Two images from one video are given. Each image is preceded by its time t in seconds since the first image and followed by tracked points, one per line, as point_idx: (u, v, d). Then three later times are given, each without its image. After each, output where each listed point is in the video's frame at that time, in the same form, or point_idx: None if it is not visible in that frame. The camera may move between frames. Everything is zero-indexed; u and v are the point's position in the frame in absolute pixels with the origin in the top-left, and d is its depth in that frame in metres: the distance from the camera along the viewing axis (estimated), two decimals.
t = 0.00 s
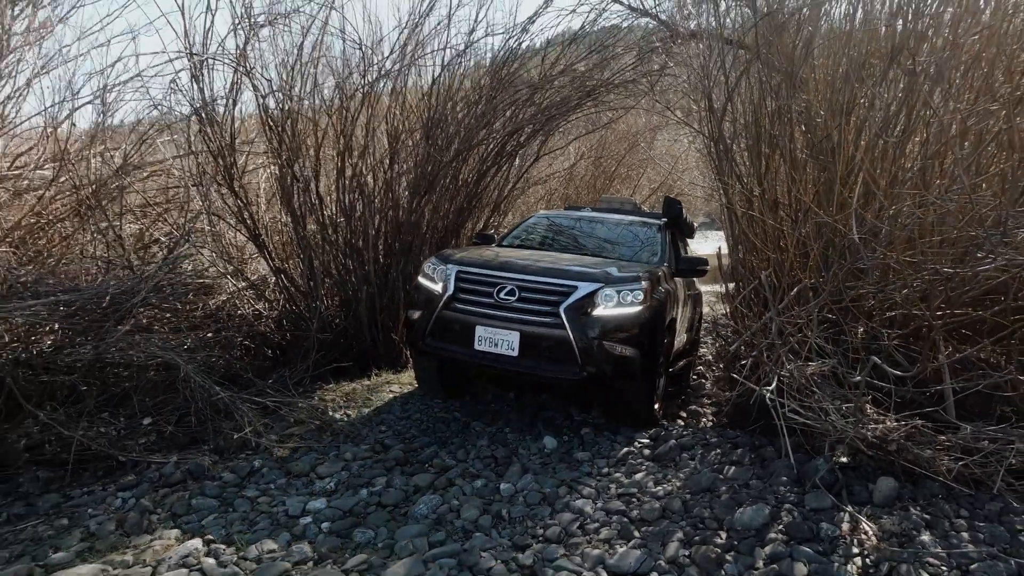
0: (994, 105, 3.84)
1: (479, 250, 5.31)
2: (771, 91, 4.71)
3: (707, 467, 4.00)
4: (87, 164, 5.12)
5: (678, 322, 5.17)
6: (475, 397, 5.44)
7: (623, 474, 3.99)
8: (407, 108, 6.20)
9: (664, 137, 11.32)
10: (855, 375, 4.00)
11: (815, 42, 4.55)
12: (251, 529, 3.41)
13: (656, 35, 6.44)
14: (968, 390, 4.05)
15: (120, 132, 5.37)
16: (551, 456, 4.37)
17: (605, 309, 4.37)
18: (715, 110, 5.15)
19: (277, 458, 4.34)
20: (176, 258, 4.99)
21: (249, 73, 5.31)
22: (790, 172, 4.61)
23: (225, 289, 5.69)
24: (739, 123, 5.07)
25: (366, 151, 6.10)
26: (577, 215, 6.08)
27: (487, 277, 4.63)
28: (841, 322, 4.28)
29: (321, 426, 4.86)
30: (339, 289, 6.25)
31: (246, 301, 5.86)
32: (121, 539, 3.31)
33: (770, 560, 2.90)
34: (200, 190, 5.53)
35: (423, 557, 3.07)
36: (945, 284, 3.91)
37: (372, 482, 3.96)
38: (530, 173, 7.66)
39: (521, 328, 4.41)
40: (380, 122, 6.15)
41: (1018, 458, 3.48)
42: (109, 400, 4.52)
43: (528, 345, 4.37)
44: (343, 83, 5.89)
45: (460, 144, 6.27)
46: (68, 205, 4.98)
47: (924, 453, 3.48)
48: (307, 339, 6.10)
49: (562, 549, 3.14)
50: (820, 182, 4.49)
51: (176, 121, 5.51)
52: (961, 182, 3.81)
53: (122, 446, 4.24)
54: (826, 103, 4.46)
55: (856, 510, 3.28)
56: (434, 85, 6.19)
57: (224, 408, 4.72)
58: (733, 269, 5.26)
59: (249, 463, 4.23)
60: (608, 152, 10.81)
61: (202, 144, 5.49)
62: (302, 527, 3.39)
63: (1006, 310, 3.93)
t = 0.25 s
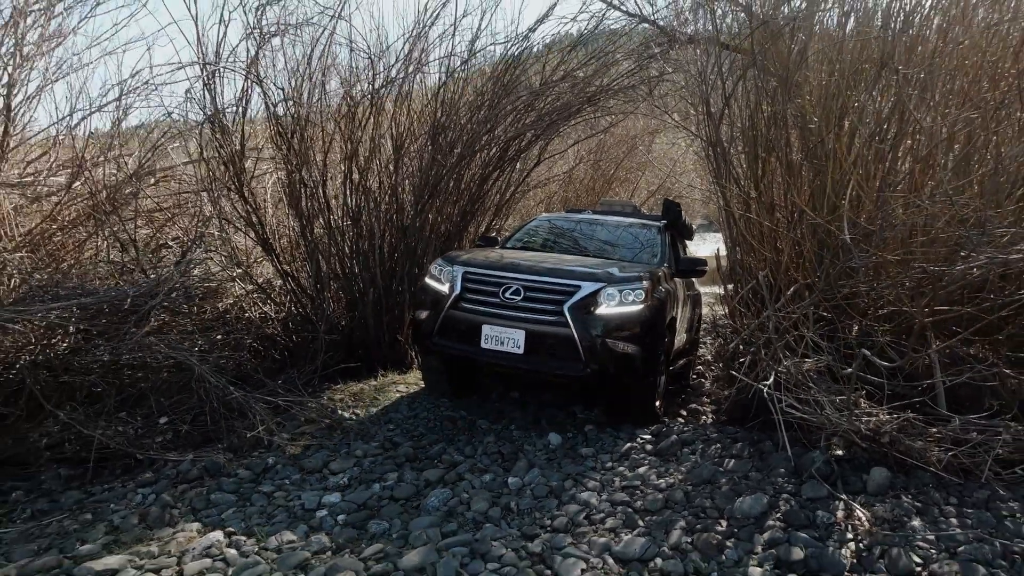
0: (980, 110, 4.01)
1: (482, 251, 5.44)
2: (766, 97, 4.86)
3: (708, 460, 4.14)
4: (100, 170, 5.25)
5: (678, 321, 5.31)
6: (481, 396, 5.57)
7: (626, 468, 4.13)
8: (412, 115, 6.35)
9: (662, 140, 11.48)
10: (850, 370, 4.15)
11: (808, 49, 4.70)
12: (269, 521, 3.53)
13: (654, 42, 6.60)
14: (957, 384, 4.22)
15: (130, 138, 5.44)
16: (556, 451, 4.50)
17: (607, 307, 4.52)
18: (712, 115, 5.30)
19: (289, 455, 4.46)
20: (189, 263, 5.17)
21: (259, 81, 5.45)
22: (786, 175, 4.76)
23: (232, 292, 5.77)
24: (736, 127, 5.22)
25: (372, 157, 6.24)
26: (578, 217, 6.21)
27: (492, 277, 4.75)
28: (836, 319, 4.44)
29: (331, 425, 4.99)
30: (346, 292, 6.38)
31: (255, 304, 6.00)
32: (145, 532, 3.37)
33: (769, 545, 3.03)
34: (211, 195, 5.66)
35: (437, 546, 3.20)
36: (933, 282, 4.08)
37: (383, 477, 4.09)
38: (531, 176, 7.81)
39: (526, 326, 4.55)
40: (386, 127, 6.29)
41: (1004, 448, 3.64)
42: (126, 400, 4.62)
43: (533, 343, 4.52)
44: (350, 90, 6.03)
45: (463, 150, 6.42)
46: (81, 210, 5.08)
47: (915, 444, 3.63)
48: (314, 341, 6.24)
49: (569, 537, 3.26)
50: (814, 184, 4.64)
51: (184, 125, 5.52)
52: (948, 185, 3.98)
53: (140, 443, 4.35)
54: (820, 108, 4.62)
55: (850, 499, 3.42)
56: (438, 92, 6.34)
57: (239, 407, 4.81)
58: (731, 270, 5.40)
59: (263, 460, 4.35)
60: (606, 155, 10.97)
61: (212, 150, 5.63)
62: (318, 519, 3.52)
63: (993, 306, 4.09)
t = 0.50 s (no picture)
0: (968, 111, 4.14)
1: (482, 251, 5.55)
2: (762, 99, 4.98)
3: (706, 454, 4.25)
4: (109, 173, 5.35)
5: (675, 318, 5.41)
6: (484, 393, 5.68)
7: (627, 461, 4.24)
8: (414, 117, 6.46)
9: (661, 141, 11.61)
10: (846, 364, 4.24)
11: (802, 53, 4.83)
12: (280, 513, 3.61)
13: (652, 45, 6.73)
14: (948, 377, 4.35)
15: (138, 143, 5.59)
16: (558, 446, 4.61)
17: (606, 303, 4.62)
18: (709, 117, 5.42)
19: (297, 451, 4.56)
20: (198, 262, 5.22)
21: (266, 86, 5.57)
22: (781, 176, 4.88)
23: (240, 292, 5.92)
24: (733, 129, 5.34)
25: (376, 159, 6.35)
26: (578, 217, 6.32)
27: (493, 274, 4.88)
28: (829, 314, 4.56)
29: (338, 422, 5.10)
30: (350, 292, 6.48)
31: (261, 304, 6.10)
32: (160, 525, 3.43)
33: (765, 532, 3.14)
34: (217, 197, 5.77)
35: (444, 535, 3.30)
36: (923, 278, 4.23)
37: (390, 472, 4.19)
38: (531, 178, 7.93)
39: (526, 321, 4.64)
40: (389, 130, 6.41)
41: (992, 438, 3.77)
42: (137, 398, 4.72)
43: (533, 337, 4.61)
44: (354, 94, 6.15)
45: (465, 152, 6.54)
46: (90, 213, 5.15)
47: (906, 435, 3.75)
48: (320, 341, 6.35)
49: (572, 527, 3.36)
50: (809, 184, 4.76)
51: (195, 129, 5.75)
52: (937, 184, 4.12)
53: (152, 440, 4.45)
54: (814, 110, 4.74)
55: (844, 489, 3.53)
56: (440, 95, 6.46)
57: (247, 405, 4.92)
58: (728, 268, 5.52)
59: (272, 456, 4.45)
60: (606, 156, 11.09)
61: (219, 154, 5.74)
62: (329, 511, 3.62)
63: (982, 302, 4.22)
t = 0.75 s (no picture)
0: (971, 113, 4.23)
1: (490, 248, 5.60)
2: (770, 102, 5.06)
3: (713, 450, 4.34)
4: (132, 175, 5.50)
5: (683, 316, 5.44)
6: (496, 390, 5.79)
7: (635, 456, 4.33)
8: (428, 120, 6.59)
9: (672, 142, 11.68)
10: (847, 363, 4.29)
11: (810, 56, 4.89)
12: (300, 504, 3.74)
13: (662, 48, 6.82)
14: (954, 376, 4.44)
15: (161, 149, 5.76)
16: (568, 442, 4.71)
17: (613, 301, 4.67)
18: (718, 119, 5.51)
19: (315, 445, 4.69)
20: (219, 264, 5.34)
21: (284, 90, 5.71)
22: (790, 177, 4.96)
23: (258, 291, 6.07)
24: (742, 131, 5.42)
25: (390, 161, 6.49)
26: (587, 216, 6.39)
27: (501, 272, 4.95)
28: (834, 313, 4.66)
29: (354, 418, 5.22)
30: (365, 291, 6.62)
31: (278, 302, 6.24)
32: (186, 513, 3.58)
33: (769, 524, 3.22)
34: (237, 199, 5.91)
35: (457, 526, 3.40)
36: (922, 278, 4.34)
37: (405, 466, 4.31)
38: (543, 179, 8.04)
39: (532, 319, 4.72)
40: (403, 133, 6.54)
41: (995, 435, 3.83)
42: (161, 393, 4.86)
43: (540, 335, 4.69)
44: (370, 97, 6.30)
45: (478, 154, 6.67)
46: (114, 214, 5.30)
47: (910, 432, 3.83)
48: (335, 339, 6.48)
49: (581, 519, 3.45)
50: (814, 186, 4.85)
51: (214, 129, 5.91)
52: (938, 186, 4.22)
53: (176, 434, 4.59)
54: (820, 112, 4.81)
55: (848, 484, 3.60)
56: (454, 98, 6.59)
57: (266, 401, 5.05)
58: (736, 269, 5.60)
59: (290, 450, 4.58)
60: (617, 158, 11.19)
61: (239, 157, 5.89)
62: (346, 502, 3.74)
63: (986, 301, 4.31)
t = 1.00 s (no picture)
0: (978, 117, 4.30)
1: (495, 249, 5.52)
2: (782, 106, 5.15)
3: (723, 447, 4.43)
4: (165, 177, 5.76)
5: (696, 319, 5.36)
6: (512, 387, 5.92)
7: (646, 452, 4.44)
8: (448, 124, 6.76)
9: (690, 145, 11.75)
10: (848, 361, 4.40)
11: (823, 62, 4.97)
12: (321, 492, 3.90)
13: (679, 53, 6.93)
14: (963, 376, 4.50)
15: (195, 150, 6.12)
16: (581, 438, 4.83)
17: (617, 303, 4.57)
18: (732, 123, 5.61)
19: (336, 438, 4.86)
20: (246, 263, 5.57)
21: (309, 96, 5.91)
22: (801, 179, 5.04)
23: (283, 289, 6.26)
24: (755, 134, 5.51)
25: (410, 164, 6.66)
26: (596, 217, 6.43)
27: (503, 274, 4.87)
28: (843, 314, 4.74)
29: (373, 413, 5.38)
30: (385, 290, 6.80)
31: (301, 301, 6.44)
32: (214, 499, 3.76)
33: (774, 517, 3.31)
34: (263, 200, 6.12)
35: (472, 515, 3.54)
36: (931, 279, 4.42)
37: (422, 458, 4.46)
38: (560, 181, 8.17)
39: (535, 322, 4.64)
40: (422, 136, 6.71)
41: (1002, 435, 3.89)
42: (190, 387, 5.06)
43: (542, 338, 4.60)
44: (391, 102, 6.48)
45: (496, 157, 6.82)
46: (147, 215, 5.52)
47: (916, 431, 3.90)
48: (356, 336, 6.66)
49: (591, 510, 3.57)
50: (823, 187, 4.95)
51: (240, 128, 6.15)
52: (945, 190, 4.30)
53: (205, 426, 4.78)
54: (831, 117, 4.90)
55: (853, 480, 3.68)
56: (473, 103, 6.75)
57: (290, 395, 5.23)
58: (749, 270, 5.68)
59: (312, 442, 4.75)
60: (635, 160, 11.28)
61: (266, 160, 6.09)
62: (365, 492, 3.89)
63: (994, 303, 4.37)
